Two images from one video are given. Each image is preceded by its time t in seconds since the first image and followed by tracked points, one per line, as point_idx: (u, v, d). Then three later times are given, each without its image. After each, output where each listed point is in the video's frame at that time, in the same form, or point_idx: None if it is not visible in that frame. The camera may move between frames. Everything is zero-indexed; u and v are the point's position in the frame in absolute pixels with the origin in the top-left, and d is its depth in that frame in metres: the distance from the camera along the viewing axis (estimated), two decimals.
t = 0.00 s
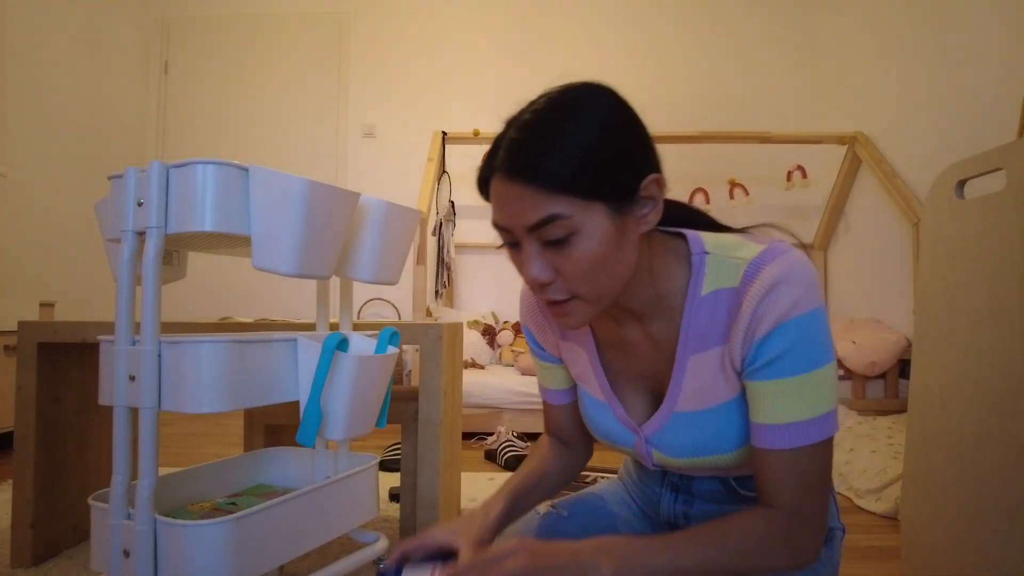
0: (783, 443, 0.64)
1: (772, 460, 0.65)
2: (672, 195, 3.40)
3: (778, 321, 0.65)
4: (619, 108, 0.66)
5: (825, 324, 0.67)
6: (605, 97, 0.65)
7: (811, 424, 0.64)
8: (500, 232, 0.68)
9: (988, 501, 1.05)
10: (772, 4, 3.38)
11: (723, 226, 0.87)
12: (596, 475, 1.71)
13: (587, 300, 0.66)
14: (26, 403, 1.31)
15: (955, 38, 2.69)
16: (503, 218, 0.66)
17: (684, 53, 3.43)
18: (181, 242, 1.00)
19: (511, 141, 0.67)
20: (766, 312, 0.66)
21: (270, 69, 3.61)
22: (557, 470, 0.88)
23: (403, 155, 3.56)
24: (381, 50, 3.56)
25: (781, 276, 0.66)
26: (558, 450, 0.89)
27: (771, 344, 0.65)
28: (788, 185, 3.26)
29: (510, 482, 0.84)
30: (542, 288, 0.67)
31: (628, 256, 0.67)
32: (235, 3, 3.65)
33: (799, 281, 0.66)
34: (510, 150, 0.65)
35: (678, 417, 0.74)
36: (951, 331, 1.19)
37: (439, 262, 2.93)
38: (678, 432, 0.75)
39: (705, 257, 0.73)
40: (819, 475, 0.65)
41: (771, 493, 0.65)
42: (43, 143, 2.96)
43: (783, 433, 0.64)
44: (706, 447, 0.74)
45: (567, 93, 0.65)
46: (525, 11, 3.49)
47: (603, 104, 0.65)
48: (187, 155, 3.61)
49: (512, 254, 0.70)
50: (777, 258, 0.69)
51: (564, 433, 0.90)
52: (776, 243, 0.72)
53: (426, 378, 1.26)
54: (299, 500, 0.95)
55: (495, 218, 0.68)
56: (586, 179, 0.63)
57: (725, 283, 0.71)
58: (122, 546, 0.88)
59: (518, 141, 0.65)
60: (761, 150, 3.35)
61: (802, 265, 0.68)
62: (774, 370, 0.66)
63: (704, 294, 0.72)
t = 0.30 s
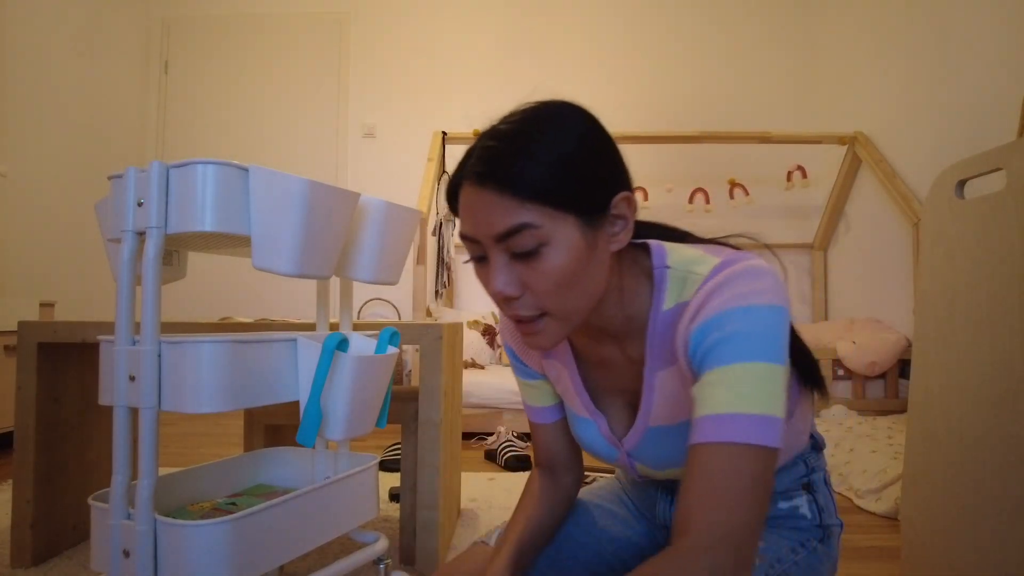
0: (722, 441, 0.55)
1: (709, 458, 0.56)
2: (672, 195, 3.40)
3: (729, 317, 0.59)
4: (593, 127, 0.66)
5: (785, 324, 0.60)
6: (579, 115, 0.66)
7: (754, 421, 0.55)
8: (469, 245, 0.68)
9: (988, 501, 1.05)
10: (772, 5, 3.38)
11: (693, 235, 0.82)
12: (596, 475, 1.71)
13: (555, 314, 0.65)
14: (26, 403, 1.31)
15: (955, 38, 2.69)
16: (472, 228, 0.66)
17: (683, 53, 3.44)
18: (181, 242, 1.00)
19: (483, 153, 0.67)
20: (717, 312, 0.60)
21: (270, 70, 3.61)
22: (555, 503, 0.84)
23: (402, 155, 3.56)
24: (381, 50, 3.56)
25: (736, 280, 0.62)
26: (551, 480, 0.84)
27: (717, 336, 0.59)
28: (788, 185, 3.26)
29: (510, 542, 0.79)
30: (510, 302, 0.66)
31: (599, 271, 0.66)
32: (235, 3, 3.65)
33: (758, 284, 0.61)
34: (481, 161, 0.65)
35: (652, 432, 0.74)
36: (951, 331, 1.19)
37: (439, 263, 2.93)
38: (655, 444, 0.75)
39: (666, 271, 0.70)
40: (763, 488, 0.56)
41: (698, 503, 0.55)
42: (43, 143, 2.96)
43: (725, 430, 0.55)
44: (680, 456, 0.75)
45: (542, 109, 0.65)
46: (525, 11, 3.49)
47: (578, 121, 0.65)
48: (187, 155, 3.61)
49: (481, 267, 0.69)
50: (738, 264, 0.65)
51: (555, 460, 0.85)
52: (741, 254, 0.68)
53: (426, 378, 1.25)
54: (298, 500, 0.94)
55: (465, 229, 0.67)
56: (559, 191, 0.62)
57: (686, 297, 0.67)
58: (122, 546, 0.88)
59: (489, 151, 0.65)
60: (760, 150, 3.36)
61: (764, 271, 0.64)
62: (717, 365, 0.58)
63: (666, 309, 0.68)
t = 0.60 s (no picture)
0: (652, 467, 0.53)
1: (636, 482, 0.54)
2: (672, 195, 3.40)
3: (682, 339, 0.57)
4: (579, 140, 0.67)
5: (743, 354, 0.57)
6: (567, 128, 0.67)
7: (689, 452, 0.53)
8: (448, 249, 0.69)
9: (988, 501, 1.05)
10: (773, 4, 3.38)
11: (676, 249, 0.81)
12: (596, 475, 1.70)
13: (525, 324, 0.65)
14: (26, 403, 1.31)
15: (955, 37, 2.69)
16: (452, 230, 0.67)
17: (683, 52, 3.43)
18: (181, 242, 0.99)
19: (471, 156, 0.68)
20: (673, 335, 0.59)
21: (270, 70, 3.61)
22: (546, 506, 0.85)
23: (402, 155, 3.56)
24: (381, 50, 3.56)
25: (697, 311, 0.60)
26: (544, 485, 0.86)
27: (668, 360, 0.57)
28: (788, 185, 3.26)
29: (497, 542, 0.80)
30: (482, 309, 0.66)
31: (575, 283, 0.66)
32: (235, 3, 3.65)
33: (720, 309, 0.60)
34: (468, 164, 0.66)
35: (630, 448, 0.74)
36: (951, 331, 1.19)
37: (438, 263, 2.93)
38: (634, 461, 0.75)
39: (632, 292, 0.69)
40: (689, 521, 0.54)
41: (616, 528, 0.53)
42: (43, 143, 2.96)
43: (658, 455, 0.53)
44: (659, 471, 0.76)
45: (533, 120, 0.66)
46: (525, 11, 3.49)
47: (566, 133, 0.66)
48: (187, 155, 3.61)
49: (456, 273, 0.70)
50: (703, 289, 0.63)
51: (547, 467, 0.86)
52: (709, 277, 0.67)
53: (426, 378, 1.25)
54: (298, 500, 0.94)
55: (443, 233, 0.68)
56: (542, 199, 0.63)
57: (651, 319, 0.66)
58: (122, 546, 0.88)
59: (477, 155, 0.66)
60: (760, 150, 3.36)
61: (728, 297, 0.62)
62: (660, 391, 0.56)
63: (631, 332, 0.68)
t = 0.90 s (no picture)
0: (648, 459, 0.53)
1: (632, 474, 0.53)
2: (672, 195, 3.40)
3: (674, 336, 0.58)
4: (571, 138, 0.67)
5: (734, 352, 0.57)
6: (558, 126, 0.67)
7: (685, 444, 0.53)
8: (440, 247, 0.69)
9: (988, 501, 1.05)
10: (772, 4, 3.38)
11: (669, 249, 0.81)
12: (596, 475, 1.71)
13: (518, 320, 0.65)
14: (25, 403, 1.31)
15: (954, 37, 2.69)
16: (445, 227, 0.67)
17: (683, 52, 3.43)
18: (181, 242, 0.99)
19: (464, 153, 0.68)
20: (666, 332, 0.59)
21: (270, 70, 3.61)
22: (543, 509, 0.85)
23: (402, 155, 3.56)
24: (381, 50, 3.56)
25: (688, 309, 0.60)
26: (541, 489, 0.86)
27: (662, 356, 0.57)
28: (788, 185, 3.26)
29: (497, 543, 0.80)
30: (474, 305, 0.65)
31: (568, 281, 0.66)
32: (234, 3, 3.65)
33: (711, 306, 0.60)
34: (461, 161, 0.67)
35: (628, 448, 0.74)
36: (951, 331, 1.19)
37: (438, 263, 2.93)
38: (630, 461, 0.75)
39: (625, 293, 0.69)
40: (687, 513, 0.53)
41: (610, 520, 0.53)
42: (43, 142, 2.96)
43: (653, 447, 0.53)
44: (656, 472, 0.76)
45: (526, 119, 0.67)
46: (524, 11, 3.49)
47: (558, 132, 0.67)
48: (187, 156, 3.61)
49: (450, 270, 0.70)
50: (694, 287, 0.64)
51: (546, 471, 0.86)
52: (702, 276, 0.67)
53: (426, 378, 1.25)
54: (298, 500, 0.94)
55: (436, 229, 0.68)
56: (534, 195, 0.64)
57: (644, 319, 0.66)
58: (122, 545, 0.88)
59: (470, 152, 0.66)
60: (760, 150, 3.36)
61: (720, 295, 0.62)
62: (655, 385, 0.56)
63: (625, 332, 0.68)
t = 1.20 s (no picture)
0: (671, 424, 0.52)
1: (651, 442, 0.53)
2: (672, 195, 3.40)
3: (691, 308, 0.58)
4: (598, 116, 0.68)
5: (750, 326, 0.57)
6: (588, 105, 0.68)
7: (705, 410, 0.52)
8: (469, 210, 0.69)
9: (988, 502, 1.05)
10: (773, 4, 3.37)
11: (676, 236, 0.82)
12: (596, 476, 1.71)
13: (545, 283, 0.64)
14: (25, 403, 1.31)
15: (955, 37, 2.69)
16: (475, 189, 0.67)
17: (683, 52, 3.43)
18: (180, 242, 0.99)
19: (500, 120, 0.68)
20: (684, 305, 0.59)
21: (271, 70, 3.61)
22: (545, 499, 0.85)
23: (402, 155, 3.56)
24: (381, 50, 3.56)
25: (704, 284, 0.60)
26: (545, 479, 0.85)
27: (680, 329, 0.57)
28: (788, 185, 3.26)
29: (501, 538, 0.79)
30: (501, 266, 0.65)
31: (593, 249, 0.66)
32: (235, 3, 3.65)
33: (730, 281, 0.61)
34: (495, 127, 0.67)
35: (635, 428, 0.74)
36: (951, 331, 1.19)
37: (439, 263, 2.93)
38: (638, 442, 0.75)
39: (641, 272, 0.69)
40: (704, 482, 0.52)
41: (634, 484, 0.52)
42: (43, 142, 2.96)
43: (673, 413, 0.53)
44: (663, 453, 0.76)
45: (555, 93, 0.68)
46: (524, 11, 3.49)
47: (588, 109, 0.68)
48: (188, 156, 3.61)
49: (475, 235, 0.69)
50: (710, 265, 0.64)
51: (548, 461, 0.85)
52: (717, 257, 0.67)
53: (426, 379, 1.25)
54: (298, 500, 0.94)
55: (465, 193, 0.68)
56: (564, 162, 0.64)
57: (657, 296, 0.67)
58: (122, 545, 0.88)
59: (504, 119, 0.67)
60: (760, 150, 3.36)
61: (736, 273, 0.62)
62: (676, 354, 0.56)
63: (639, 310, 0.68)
